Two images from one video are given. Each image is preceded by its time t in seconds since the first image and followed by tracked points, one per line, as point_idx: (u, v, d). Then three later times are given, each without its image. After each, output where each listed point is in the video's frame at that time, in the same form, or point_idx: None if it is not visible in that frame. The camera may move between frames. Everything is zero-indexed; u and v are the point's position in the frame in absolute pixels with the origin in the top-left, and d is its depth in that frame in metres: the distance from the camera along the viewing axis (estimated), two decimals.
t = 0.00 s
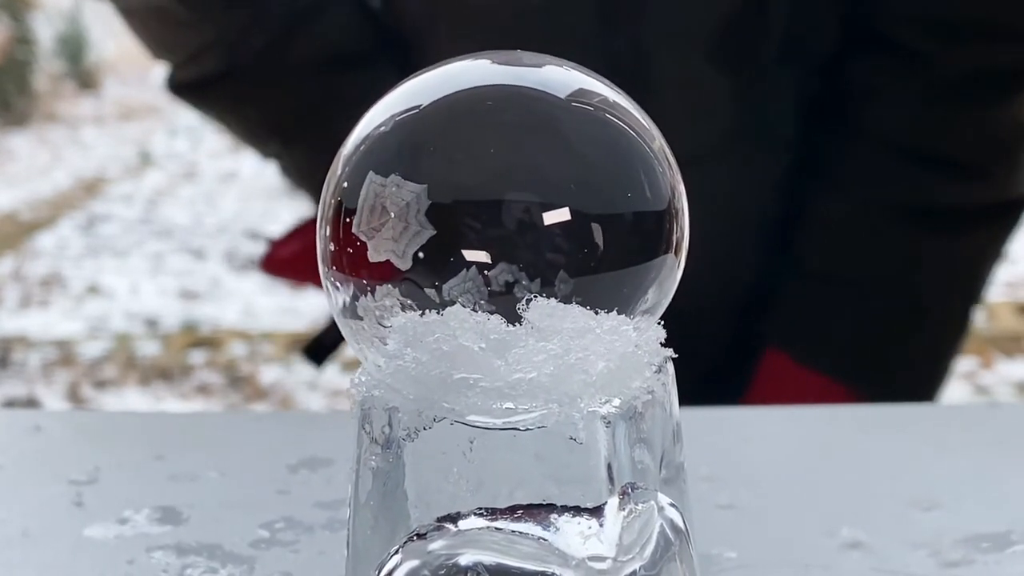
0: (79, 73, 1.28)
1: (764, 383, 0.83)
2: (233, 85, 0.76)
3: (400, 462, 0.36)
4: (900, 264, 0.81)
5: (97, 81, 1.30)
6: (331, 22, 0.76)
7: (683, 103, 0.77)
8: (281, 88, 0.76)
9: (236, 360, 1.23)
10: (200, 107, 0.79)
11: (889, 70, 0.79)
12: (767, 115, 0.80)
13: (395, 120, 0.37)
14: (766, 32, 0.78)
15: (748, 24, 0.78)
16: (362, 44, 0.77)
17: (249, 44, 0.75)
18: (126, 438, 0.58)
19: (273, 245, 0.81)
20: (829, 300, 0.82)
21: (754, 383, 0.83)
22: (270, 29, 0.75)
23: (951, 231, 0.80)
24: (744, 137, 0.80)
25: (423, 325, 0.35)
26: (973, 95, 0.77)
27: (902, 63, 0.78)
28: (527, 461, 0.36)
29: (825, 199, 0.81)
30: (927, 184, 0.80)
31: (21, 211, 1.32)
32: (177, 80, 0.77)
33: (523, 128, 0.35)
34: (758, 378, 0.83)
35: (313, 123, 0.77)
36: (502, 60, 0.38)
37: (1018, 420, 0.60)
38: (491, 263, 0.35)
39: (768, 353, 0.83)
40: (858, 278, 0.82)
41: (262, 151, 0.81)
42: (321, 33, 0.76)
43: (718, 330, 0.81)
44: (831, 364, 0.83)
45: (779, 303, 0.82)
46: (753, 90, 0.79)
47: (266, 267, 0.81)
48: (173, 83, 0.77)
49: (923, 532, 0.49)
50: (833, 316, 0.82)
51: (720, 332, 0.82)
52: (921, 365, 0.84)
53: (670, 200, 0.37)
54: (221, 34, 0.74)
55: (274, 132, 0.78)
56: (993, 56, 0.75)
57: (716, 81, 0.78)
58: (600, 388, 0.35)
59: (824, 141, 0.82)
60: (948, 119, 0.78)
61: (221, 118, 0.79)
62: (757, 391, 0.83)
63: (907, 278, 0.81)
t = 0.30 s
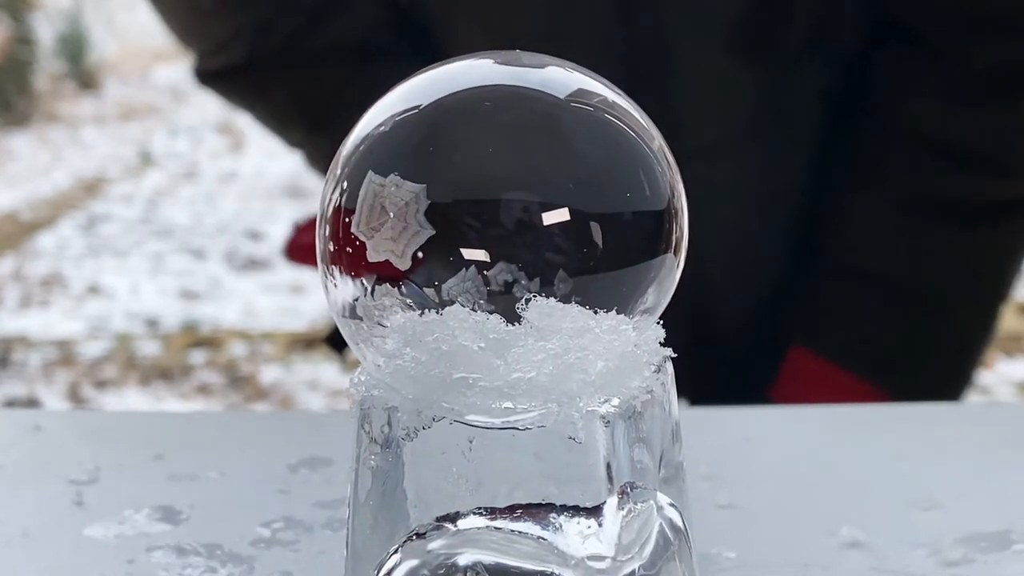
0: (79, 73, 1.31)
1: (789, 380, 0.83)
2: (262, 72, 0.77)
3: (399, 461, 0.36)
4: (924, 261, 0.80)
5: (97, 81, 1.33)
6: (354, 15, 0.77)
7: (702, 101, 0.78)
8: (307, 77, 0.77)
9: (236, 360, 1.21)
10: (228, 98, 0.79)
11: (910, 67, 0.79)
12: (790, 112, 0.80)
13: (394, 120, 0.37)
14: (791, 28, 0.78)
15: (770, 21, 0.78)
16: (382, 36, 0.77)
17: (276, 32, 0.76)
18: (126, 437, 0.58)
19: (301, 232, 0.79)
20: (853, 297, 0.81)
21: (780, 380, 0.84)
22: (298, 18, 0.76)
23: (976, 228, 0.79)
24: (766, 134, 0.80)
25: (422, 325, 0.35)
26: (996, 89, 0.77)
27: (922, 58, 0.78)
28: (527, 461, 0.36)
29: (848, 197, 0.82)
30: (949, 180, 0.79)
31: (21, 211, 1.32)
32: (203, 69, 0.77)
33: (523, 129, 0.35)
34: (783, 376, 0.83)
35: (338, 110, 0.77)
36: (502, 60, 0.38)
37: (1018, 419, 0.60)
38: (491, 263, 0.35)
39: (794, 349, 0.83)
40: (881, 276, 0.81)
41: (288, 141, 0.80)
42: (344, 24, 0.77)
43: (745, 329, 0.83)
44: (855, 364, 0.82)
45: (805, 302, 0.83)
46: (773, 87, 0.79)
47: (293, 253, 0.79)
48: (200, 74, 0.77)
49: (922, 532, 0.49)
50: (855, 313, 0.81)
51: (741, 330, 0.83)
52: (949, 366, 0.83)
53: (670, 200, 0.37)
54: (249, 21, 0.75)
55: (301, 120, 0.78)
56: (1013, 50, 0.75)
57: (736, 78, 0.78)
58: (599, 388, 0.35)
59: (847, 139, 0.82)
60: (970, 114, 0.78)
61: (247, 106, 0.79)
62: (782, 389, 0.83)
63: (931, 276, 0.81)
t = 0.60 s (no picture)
0: (80, 73, 1.30)
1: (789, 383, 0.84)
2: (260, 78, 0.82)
3: (402, 461, 0.37)
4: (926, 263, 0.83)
5: (98, 81, 1.33)
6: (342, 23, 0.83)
7: (700, 103, 0.82)
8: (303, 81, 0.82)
9: (236, 360, 1.21)
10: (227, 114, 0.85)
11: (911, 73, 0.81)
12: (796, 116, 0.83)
13: (393, 115, 0.37)
14: (796, 34, 0.82)
15: (776, 27, 0.82)
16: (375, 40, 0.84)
17: (272, 40, 0.82)
18: (128, 437, 0.58)
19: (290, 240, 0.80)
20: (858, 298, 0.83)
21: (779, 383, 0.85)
22: (292, 25, 0.82)
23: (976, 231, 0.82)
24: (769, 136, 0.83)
25: (424, 325, 0.35)
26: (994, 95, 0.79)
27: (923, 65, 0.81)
28: (528, 461, 0.36)
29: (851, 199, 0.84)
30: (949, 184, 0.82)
31: (22, 211, 1.32)
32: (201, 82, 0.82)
33: (522, 123, 0.35)
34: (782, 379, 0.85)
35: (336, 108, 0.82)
36: (500, 56, 0.38)
37: (1018, 419, 0.60)
38: (492, 264, 0.35)
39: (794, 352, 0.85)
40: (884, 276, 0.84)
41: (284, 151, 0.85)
42: (336, 31, 0.83)
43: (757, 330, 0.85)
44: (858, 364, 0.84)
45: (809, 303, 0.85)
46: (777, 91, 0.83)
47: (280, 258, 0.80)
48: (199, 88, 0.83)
49: (923, 532, 0.49)
50: (857, 314, 0.83)
51: (744, 331, 0.85)
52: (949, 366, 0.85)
53: (668, 199, 0.37)
54: (245, 29, 0.81)
55: (298, 124, 0.83)
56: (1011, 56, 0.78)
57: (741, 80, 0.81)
58: (601, 388, 0.35)
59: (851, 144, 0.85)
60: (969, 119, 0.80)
61: (245, 117, 0.84)
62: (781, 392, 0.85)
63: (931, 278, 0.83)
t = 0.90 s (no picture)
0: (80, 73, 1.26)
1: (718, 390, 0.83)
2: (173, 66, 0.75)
3: (403, 462, 0.36)
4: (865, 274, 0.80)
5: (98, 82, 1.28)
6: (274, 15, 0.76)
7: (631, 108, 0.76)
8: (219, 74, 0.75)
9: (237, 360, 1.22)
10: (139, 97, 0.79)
11: (847, 78, 0.78)
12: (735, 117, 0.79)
13: (396, 119, 0.36)
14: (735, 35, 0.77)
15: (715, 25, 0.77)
16: (300, 31, 0.77)
17: (189, 28, 0.74)
18: (128, 438, 0.58)
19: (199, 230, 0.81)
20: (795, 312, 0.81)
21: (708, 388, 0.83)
22: (212, 12, 0.74)
23: (913, 241, 0.79)
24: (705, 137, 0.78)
25: (426, 326, 0.35)
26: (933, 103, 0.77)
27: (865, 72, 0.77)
28: (529, 462, 0.36)
29: (786, 208, 0.80)
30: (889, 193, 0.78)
31: (22, 211, 1.30)
32: (112, 63, 0.75)
33: (525, 128, 0.35)
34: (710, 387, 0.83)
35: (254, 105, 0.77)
36: (502, 60, 0.38)
37: (1019, 421, 0.59)
38: (494, 264, 0.34)
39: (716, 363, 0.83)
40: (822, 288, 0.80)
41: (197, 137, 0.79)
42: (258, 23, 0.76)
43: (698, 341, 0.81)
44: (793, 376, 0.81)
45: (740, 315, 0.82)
46: (712, 94, 0.78)
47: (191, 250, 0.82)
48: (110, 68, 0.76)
49: (925, 533, 0.49)
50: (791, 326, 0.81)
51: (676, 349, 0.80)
52: (879, 377, 0.83)
53: (672, 202, 0.37)
54: (162, 16, 0.73)
55: (210, 117, 0.77)
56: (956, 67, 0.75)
57: (674, 80, 0.77)
58: (601, 389, 0.35)
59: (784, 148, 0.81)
60: (907, 129, 0.77)
61: (157, 102, 0.78)
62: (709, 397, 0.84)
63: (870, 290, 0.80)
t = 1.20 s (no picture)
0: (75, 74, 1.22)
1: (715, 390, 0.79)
2: (141, 65, 0.75)
3: (403, 460, 0.37)
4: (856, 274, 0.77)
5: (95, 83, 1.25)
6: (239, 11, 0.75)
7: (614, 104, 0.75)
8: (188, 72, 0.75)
9: (237, 361, 1.24)
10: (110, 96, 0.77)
11: (834, 75, 0.76)
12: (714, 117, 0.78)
13: (397, 121, 0.36)
14: (708, 37, 0.78)
15: (686, 26, 0.78)
16: (271, 27, 0.76)
17: (158, 26, 0.74)
18: (128, 437, 0.58)
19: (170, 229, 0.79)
20: (785, 313, 0.78)
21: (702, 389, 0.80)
22: (182, 11, 0.74)
23: (903, 240, 0.77)
24: (683, 137, 0.77)
25: (426, 324, 0.35)
26: (919, 100, 0.75)
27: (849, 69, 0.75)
28: (531, 461, 0.36)
29: (774, 206, 0.78)
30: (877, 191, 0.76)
31: (23, 211, 1.30)
32: (80, 62, 0.75)
33: (524, 128, 0.35)
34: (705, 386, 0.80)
35: (225, 102, 0.76)
36: (501, 62, 0.38)
37: (1020, 421, 0.59)
38: (494, 263, 0.34)
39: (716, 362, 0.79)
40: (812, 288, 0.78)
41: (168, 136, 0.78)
42: (228, 19, 0.75)
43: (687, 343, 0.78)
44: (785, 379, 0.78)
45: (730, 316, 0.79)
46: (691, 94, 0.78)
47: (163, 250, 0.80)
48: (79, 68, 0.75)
49: (926, 532, 0.49)
50: (784, 328, 0.78)
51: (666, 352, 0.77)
52: (873, 380, 0.81)
53: (672, 204, 0.37)
54: (130, 14, 0.73)
55: (180, 116, 0.76)
56: (941, 63, 0.74)
57: (650, 79, 0.77)
58: (602, 387, 0.35)
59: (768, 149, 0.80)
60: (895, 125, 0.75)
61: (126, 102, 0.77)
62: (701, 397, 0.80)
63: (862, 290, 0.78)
